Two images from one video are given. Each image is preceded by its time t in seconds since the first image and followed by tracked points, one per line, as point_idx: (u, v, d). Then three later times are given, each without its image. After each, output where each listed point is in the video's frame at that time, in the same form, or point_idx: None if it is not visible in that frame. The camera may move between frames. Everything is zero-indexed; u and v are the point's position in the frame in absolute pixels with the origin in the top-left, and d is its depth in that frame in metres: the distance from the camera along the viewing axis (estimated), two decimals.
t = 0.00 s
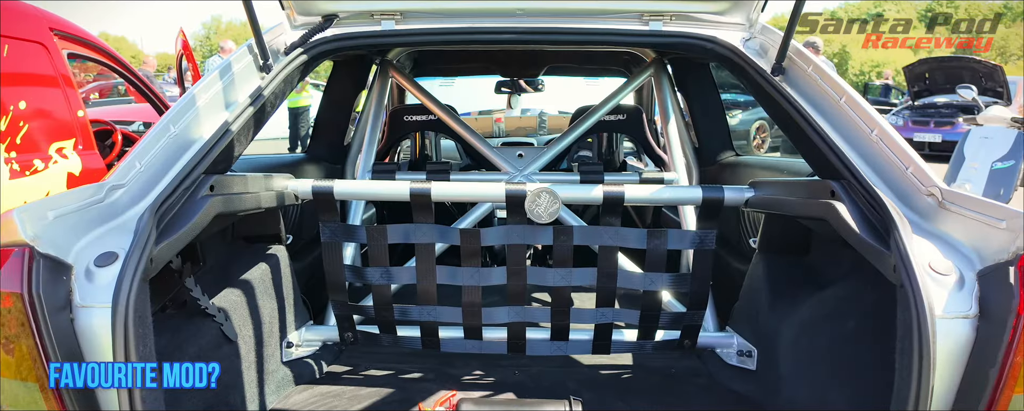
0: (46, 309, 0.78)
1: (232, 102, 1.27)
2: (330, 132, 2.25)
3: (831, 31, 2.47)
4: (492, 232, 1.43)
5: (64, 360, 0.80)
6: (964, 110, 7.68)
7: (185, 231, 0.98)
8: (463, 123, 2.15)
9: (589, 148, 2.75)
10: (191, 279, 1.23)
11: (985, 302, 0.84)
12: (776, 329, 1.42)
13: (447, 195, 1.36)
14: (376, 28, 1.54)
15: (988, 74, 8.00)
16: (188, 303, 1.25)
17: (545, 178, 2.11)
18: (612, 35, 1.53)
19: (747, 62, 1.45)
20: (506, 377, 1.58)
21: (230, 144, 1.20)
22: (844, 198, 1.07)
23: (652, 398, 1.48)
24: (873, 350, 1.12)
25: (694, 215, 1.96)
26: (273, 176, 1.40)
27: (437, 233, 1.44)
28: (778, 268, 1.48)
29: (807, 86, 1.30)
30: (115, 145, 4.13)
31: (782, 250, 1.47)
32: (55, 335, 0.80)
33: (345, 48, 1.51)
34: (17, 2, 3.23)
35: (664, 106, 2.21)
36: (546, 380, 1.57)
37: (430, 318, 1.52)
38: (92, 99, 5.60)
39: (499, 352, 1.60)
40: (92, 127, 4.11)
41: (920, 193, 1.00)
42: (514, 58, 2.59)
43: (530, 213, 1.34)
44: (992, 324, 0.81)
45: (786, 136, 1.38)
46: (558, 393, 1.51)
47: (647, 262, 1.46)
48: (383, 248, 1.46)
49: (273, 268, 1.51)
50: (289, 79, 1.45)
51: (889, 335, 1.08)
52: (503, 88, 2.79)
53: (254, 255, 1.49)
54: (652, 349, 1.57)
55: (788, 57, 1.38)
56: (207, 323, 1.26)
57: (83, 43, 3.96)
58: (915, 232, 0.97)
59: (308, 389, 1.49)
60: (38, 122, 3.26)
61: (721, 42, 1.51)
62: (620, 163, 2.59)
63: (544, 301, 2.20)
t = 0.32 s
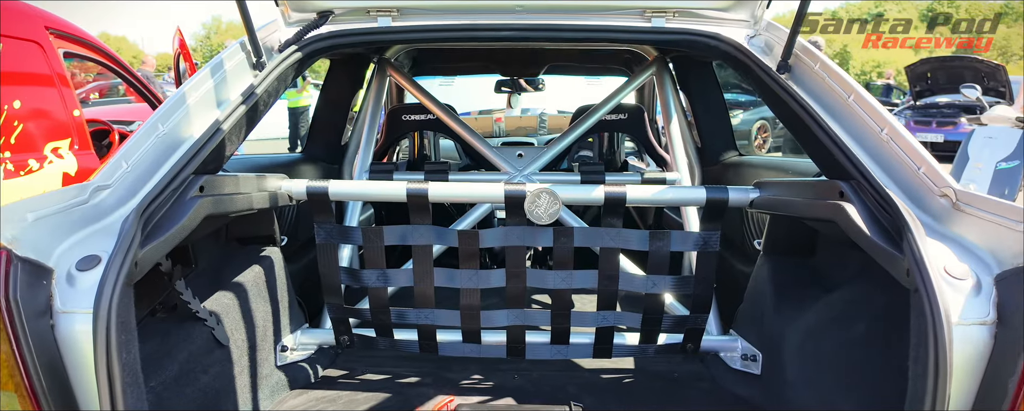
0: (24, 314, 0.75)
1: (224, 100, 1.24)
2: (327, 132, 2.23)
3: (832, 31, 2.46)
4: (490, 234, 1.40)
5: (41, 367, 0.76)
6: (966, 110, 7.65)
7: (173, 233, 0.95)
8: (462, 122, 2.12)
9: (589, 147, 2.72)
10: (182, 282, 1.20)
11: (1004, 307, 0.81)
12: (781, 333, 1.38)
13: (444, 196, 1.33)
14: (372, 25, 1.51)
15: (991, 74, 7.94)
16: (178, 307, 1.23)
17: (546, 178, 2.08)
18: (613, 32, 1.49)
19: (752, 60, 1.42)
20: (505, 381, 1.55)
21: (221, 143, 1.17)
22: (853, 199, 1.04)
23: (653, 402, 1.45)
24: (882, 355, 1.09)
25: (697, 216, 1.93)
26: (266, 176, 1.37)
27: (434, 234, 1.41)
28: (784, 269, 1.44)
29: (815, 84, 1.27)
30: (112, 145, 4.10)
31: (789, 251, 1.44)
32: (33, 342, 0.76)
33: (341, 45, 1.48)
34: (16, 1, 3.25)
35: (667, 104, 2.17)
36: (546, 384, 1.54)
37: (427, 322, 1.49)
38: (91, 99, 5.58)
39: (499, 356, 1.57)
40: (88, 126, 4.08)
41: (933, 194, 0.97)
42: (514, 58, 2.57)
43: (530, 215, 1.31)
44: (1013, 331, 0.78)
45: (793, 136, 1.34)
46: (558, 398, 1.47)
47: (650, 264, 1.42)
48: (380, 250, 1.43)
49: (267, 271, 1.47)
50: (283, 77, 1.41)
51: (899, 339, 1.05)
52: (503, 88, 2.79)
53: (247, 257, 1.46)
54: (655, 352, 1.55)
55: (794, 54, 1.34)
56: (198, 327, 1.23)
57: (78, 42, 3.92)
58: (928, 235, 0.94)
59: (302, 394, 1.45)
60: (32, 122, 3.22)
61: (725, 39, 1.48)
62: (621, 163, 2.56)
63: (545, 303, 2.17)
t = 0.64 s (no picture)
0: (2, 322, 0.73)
1: (217, 99, 1.21)
2: (324, 132, 2.20)
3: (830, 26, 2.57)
4: (489, 236, 1.37)
5: (21, 376, 0.75)
6: (969, 110, 7.60)
7: (161, 236, 0.92)
8: (462, 122, 2.09)
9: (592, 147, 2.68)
10: (173, 286, 1.19)
11: None
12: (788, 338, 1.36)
13: (443, 197, 1.30)
14: (368, 22, 1.47)
15: (993, 74, 7.88)
16: (170, 311, 1.21)
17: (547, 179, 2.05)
18: (616, 28, 1.46)
19: (758, 58, 1.39)
20: (505, 385, 1.51)
21: (213, 143, 1.14)
22: (864, 200, 1.01)
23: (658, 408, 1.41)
24: (892, 362, 1.07)
25: (701, 217, 1.89)
26: (260, 176, 1.34)
27: (432, 236, 1.38)
28: (790, 273, 1.42)
29: (822, 82, 1.23)
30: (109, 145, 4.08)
31: (799, 254, 1.42)
32: (12, 350, 0.74)
33: (336, 42, 1.45)
34: None
35: (670, 104, 2.15)
36: (547, 389, 1.50)
37: (425, 325, 1.46)
38: (91, 99, 5.57)
39: (499, 360, 1.53)
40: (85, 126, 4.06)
41: (947, 194, 0.94)
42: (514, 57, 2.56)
43: (530, 215, 1.28)
44: None
45: (800, 135, 1.31)
46: (559, 403, 1.44)
47: (653, 266, 1.39)
48: (377, 251, 1.39)
49: (261, 273, 1.44)
50: (279, 75, 1.38)
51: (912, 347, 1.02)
52: (502, 87, 2.77)
53: (242, 258, 1.43)
54: (658, 356, 1.51)
55: (801, 51, 1.31)
56: (189, 332, 1.21)
57: (74, 41, 3.89)
58: (944, 237, 0.90)
59: (298, 399, 1.41)
60: (27, 121, 3.19)
61: (731, 36, 1.46)
62: (623, 163, 2.53)
63: (545, 305, 2.14)
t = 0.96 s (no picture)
0: None
1: (211, 98, 1.17)
2: (323, 132, 2.17)
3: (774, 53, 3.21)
4: (490, 238, 1.35)
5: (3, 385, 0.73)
6: (972, 111, 7.57)
7: (150, 239, 0.89)
8: (463, 122, 2.06)
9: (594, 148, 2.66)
10: (165, 290, 1.12)
11: None
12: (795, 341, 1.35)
13: (443, 199, 1.27)
14: (367, 19, 1.45)
15: (995, 73, 7.81)
16: (161, 316, 1.18)
17: (548, 180, 2.02)
18: (620, 26, 1.42)
19: (765, 56, 1.35)
20: (506, 390, 1.48)
21: (206, 143, 1.11)
22: (878, 202, 0.98)
23: None
24: (908, 369, 1.04)
25: (705, 219, 1.86)
26: (256, 177, 1.31)
27: (432, 239, 1.35)
28: (797, 275, 1.39)
29: (832, 81, 1.20)
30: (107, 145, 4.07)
31: (806, 257, 1.38)
32: None
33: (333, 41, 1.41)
34: None
35: (673, 104, 2.12)
36: (549, 394, 1.47)
37: (424, 329, 1.43)
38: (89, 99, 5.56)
39: (499, 364, 1.50)
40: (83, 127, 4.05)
41: (964, 197, 0.90)
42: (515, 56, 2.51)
43: (530, 217, 1.26)
44: None
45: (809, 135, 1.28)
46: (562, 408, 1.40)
47: (657, 270, 1.36)
48: (375, 254, 1.36)
49: (256, 276, 1.41)
50: (274, 73, 1.34)
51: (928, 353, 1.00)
52: (503, 87, 2.74)
53: (237, 261, 1.40)
54: (662, 361, 1.48)
55: (810, 50, 1.28)
56: (182, 337, 1.18)
57: (72, 40, 3.88)
58: (962, 241, 0.87)
59: (295, 403, 1.37)
60: (26, 121, 3.18)
61: (737, 34, 1.41)
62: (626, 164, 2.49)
63: (546, 308, 2.12)
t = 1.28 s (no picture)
0: None
1: (201, 95, 1.14)
2: (320, 131, 2.14)
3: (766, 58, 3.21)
4: (489, 239, 1.31)
5: None
6: (975, 110, 7.53)
7: (135, 242, 0.86)
8: (463, 122, 2.03)
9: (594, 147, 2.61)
10: (155, 293, 1.10)
11: None
12: (802, 345, 1.31)
13: (440, 199, 1.24)
14: (363, 15, 1.42)
15: (997, 73, 7.66)
16: (151, 319, 1.15)
17: (550, 180, 1.98)
18: (622, 22, 1.39)
19: (772, 53, 1.32)
20: (505, 395, 1.45)
21: (195, 141, 1.08)
22: (889, 203, 0.95)
23: None
24: (920, 373, 1.02)
25: (709, 220, 1.82)
26: (249, 177, 1.28)
27: (429, 240, 1.31)
28: (802, 277, 1.36)
29: (840, 77, 1.17)
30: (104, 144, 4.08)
31: (812, 258, 1.35)
32: None
33: (329, 37, 1.39)
34: None
35: (675, 102, 2.06)
36: (549, 398, 1.44)
37: (422, 332, 1.39)
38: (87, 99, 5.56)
39: (499, 369, 1.47)
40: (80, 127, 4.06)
41: (981, 197, 0.87)
42: (515, 54, 2.46)
43: (530, 218, 1.22)
44: None
45: (816, 134, 1.25)
46: None
47: (660, 272, 1.33)
48: (371, 255, 1.33)
49: (250, 278, 1.38)
50: (267, 71, 1.31)
51: (941, 358, 0.97)
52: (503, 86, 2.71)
53: (230, 263, 1.36)
54: (665, 365, 1.45)
55: (818, 46, 1.24)
56: (172, 341, 1.15)
57: (69, 39, 3.92)
58: (980, 244, 0.84)
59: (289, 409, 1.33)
60: (25, 121, 3.20)
61: (743, 30, 1.39)
62: (627, 164, 2.46)
63: (546, 310, 2.09)
